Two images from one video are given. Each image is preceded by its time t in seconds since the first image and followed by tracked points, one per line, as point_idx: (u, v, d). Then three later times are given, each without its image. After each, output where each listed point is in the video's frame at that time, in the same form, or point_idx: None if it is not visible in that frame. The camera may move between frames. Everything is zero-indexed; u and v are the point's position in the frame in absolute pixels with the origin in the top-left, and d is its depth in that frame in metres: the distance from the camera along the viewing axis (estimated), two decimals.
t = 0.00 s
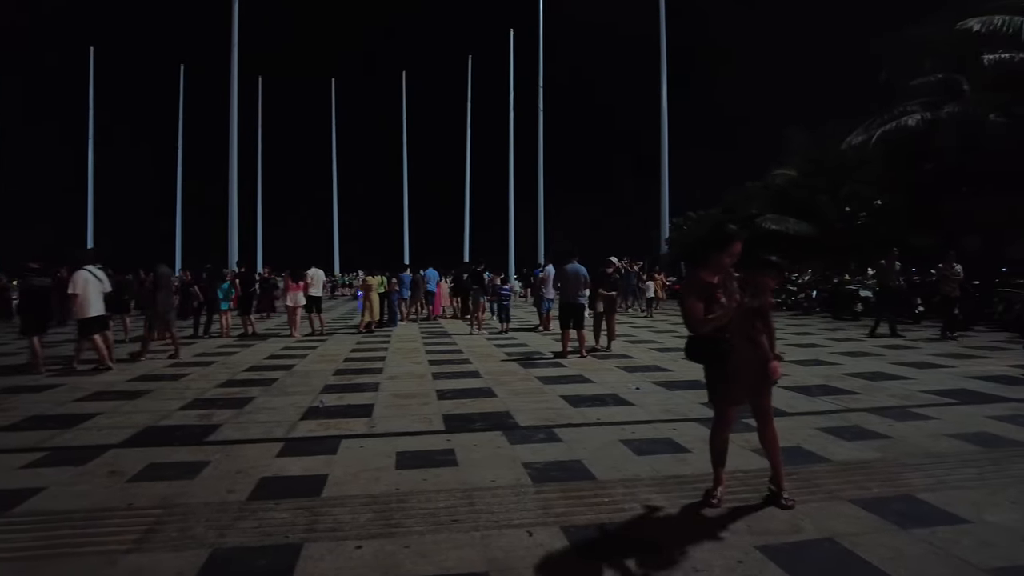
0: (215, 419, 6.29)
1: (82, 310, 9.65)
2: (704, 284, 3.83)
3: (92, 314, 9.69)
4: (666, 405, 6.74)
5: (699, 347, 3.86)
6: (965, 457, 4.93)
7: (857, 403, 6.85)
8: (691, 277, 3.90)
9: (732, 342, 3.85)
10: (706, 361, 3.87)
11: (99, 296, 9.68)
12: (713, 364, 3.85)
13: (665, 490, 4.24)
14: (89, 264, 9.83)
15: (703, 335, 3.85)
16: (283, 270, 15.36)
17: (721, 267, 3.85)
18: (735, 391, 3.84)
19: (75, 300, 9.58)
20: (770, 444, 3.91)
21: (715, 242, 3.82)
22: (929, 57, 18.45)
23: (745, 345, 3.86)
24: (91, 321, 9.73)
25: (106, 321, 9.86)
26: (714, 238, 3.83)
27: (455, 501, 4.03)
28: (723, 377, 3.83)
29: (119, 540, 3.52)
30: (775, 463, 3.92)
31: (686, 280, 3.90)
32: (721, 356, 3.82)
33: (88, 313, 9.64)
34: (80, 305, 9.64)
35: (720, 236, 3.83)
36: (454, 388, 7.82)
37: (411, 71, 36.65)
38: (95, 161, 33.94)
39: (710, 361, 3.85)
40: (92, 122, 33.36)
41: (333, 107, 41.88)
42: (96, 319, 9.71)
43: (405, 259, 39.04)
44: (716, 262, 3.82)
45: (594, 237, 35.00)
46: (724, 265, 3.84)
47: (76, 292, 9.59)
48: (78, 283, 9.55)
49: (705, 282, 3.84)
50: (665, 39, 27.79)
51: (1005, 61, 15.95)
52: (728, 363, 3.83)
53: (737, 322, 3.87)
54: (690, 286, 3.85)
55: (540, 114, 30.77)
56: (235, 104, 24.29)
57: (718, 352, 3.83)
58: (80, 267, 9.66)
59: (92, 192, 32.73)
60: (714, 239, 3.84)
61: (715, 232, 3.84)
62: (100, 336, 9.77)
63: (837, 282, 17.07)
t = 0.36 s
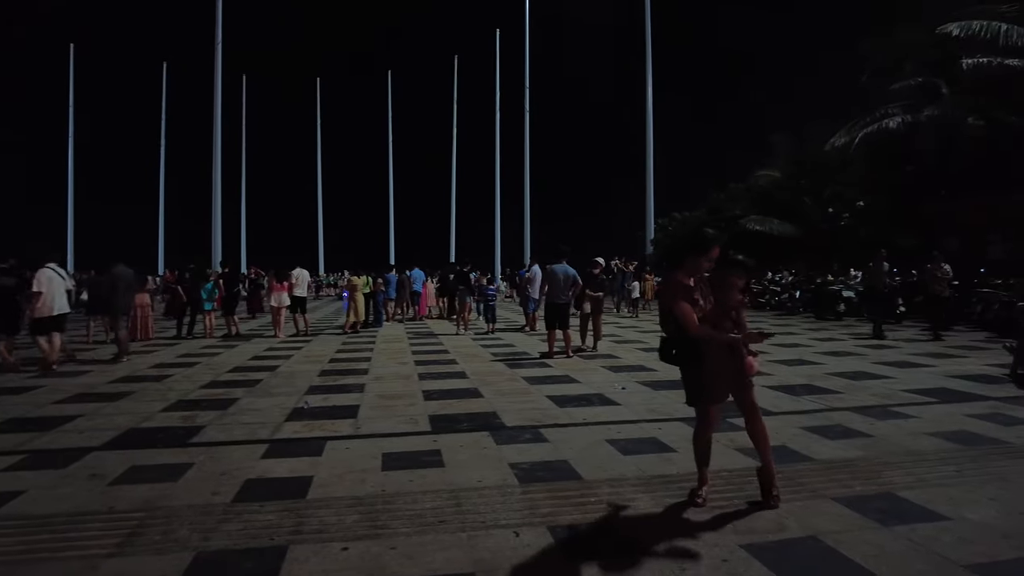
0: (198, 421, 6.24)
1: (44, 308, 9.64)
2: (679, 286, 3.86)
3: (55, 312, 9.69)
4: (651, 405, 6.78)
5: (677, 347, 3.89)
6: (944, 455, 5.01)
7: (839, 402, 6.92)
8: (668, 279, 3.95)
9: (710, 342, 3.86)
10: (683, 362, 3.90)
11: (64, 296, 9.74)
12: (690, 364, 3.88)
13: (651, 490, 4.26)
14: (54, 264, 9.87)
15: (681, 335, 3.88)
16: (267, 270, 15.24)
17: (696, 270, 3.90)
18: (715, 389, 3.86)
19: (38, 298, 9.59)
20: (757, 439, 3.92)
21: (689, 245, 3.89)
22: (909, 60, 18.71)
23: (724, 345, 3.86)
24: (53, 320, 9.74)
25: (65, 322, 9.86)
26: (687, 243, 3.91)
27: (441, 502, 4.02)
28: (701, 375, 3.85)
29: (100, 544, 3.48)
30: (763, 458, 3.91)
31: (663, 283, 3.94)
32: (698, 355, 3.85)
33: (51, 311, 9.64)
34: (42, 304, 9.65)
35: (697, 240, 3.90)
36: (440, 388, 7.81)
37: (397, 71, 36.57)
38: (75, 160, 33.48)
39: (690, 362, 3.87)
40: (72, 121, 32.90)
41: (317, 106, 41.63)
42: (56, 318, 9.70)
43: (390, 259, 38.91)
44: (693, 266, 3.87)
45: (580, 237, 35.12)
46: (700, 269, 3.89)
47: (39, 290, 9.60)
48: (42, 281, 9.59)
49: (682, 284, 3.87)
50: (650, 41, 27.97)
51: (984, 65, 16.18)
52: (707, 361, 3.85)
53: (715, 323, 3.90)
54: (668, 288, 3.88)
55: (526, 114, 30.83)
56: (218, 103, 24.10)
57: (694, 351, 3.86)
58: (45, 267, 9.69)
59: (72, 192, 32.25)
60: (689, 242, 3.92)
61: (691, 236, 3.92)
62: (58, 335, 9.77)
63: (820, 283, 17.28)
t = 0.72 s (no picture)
0: (188, 422, 6.20)
1: (14, 310, 9.50)
2: (676, 285, 3.86)
3: (26, 312, 9.55)
4: (642, 404, 6.80)
5: (673, 347, 3.88)
6: (931, 453, 5.06)
7: (828, 401, 6.97)
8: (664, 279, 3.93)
9: (705, 342, 3.87)
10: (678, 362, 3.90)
11: (33, 296, 9.58)
12: (685, 364, 3.89)
13: (642, 489, 4.28)
14: (20, 263, 9.70)
15: (677, 336, 3.86)
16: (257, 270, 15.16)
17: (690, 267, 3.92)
18: (709, 389, 3.89)
19: (6, 300, 9.44)
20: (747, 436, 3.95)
21: (682, 243, 3.91)
22: (896, 63, 18.89)
23: (719, 344, 3.88)
24: (25, 321, 9.61)
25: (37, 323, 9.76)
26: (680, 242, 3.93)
27: (433, 503, 4.02)
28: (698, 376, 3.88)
29: (89, 547, 3.44)
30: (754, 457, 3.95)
31: (659, 283, 3.92)
32: (693, 355, 3.86)
33: (21, 311, 9.51)
34: (11, 305, 9.51)
35: (688, 239, 3.94)
36: (432, 389, 7.79)
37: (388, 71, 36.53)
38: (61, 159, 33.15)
39: (687, 361, 3.87)
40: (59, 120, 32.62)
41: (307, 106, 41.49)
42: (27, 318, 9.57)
43: (382, 259, 38.81)
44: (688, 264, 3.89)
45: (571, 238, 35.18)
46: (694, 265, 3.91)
47: (6, 292, 9.45)
48: (8, 282, 9.44)
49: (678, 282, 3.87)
50: (641, 41, 28.07)
51: (970, 69, 16.37)
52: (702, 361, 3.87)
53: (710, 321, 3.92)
54: (666, 288, 3.86)
55: (517, 114, 30.86)
56: (208, 102, 23.99)
57: (690, 351, 3.86)
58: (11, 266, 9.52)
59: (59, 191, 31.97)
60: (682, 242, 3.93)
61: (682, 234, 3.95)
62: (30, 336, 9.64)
63: (809, 283, 17.41)
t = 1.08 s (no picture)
0: (181, 422, 6.17)
1: None
2: (695, 286, 3.86)
3: None
4: (636, 404, 6.82)
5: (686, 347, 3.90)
6: (922, 452, 5.10)
7: (821, 401, 7.01)
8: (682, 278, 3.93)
9: (719, 346, 3.90)
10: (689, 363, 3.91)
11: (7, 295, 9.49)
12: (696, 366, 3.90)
13: (637, 489, 4.28)
14: None
15: (692, 338, 3.87)
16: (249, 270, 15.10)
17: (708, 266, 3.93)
18: (717, 392, 3.89)
19: None
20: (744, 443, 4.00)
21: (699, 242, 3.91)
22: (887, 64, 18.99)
23: (730, 347, 3.90)
24: None
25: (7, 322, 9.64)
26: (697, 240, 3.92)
27: (428, 503, 4.01)
28: (708, 378, 3.88)
29: (81, 548, 3.42)
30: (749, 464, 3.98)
31: (676, 283, 3.93)
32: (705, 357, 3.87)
33: None
34: None
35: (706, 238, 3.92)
36: (426, 389, 7.79)
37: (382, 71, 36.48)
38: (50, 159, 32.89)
39: (700, 364, 3.88)
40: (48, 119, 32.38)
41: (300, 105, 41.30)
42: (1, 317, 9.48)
43: (374, 259, 38.71)
44: (706, 263, 3.88)
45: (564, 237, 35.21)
46: (713, 264, 3.91)
47: None
48: None
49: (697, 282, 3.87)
50: (633, 41, 28.12)
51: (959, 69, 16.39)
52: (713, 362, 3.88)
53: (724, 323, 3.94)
54: (685, 289, 3.87)
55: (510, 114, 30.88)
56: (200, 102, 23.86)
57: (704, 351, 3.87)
58: None
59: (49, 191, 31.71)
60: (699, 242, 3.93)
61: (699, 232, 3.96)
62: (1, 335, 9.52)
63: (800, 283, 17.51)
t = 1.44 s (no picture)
0: (177, 423, 6.16)
1: None
2: (735, 284, 3.76)
3: None
4: (632, 404, 6.84)
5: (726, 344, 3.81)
6: (916, 451, 5.13)
7: (816, 401, 7.03)
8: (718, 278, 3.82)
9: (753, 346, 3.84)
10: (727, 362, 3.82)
11: None
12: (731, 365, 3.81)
13: (635, 489, 4.29)
14: None
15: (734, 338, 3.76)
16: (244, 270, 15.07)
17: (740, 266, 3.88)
18: (750, 394, 3.81)
19: None
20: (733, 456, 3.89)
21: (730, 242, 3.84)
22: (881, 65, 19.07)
23: (763, 348, 3.87)
24: None
25: None
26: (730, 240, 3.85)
27: (425, 503, 4.01)
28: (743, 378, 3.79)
29: (77, 550, 3.41)
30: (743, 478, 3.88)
31: (714, 282, 3.80)
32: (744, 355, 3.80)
33: None
34: None
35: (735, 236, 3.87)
36: (422, 389, 7.79)
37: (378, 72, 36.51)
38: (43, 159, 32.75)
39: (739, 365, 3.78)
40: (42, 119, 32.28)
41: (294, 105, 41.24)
42: None
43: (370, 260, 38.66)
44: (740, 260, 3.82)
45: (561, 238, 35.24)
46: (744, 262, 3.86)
47: None
48: None
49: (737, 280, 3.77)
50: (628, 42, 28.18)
51: (952, 71, 16.42)
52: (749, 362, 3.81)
53: (758, 323, 3.90)
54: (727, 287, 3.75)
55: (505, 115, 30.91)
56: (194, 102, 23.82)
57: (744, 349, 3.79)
58: None
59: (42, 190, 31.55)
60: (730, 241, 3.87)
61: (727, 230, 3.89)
62: None
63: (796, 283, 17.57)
